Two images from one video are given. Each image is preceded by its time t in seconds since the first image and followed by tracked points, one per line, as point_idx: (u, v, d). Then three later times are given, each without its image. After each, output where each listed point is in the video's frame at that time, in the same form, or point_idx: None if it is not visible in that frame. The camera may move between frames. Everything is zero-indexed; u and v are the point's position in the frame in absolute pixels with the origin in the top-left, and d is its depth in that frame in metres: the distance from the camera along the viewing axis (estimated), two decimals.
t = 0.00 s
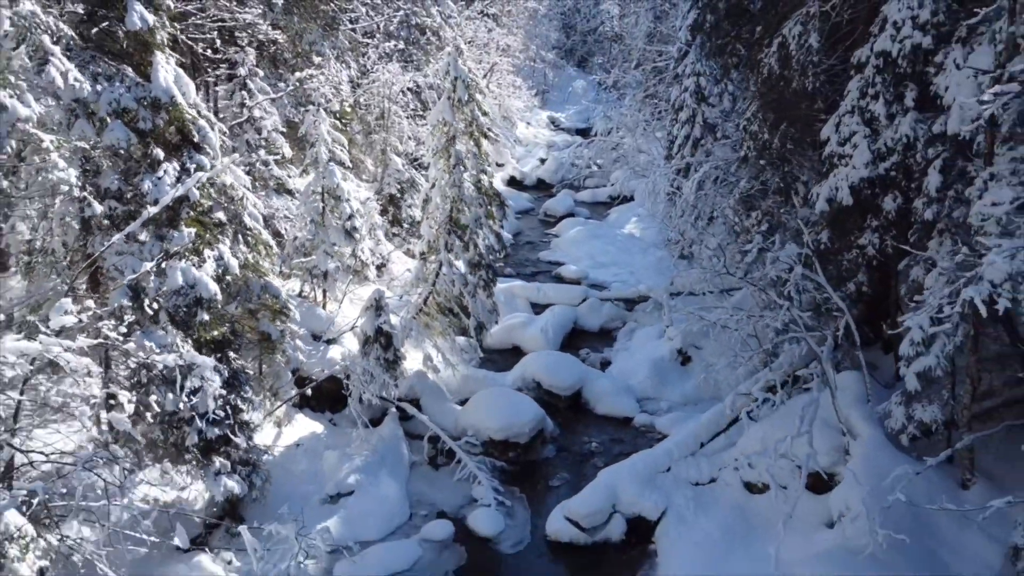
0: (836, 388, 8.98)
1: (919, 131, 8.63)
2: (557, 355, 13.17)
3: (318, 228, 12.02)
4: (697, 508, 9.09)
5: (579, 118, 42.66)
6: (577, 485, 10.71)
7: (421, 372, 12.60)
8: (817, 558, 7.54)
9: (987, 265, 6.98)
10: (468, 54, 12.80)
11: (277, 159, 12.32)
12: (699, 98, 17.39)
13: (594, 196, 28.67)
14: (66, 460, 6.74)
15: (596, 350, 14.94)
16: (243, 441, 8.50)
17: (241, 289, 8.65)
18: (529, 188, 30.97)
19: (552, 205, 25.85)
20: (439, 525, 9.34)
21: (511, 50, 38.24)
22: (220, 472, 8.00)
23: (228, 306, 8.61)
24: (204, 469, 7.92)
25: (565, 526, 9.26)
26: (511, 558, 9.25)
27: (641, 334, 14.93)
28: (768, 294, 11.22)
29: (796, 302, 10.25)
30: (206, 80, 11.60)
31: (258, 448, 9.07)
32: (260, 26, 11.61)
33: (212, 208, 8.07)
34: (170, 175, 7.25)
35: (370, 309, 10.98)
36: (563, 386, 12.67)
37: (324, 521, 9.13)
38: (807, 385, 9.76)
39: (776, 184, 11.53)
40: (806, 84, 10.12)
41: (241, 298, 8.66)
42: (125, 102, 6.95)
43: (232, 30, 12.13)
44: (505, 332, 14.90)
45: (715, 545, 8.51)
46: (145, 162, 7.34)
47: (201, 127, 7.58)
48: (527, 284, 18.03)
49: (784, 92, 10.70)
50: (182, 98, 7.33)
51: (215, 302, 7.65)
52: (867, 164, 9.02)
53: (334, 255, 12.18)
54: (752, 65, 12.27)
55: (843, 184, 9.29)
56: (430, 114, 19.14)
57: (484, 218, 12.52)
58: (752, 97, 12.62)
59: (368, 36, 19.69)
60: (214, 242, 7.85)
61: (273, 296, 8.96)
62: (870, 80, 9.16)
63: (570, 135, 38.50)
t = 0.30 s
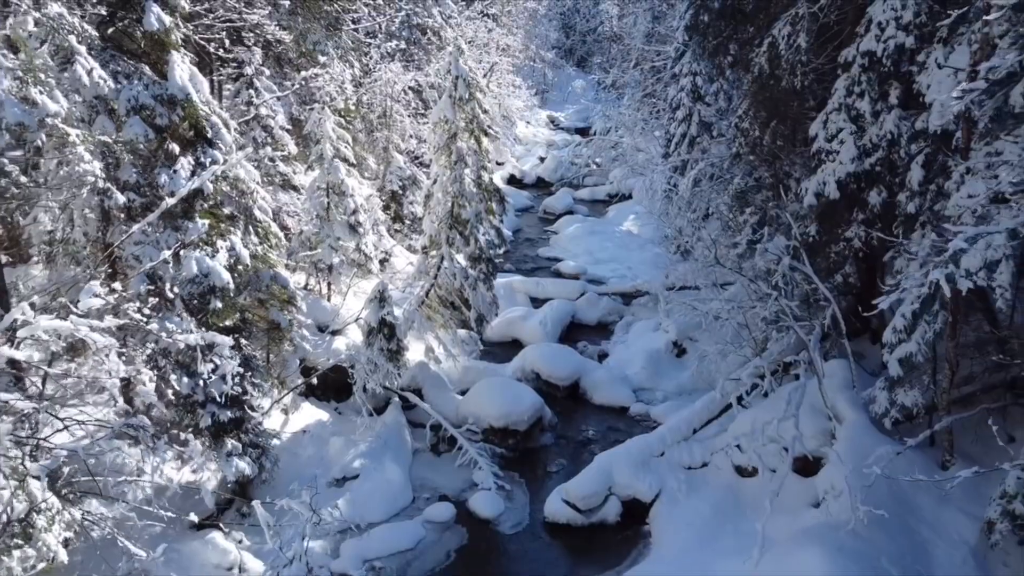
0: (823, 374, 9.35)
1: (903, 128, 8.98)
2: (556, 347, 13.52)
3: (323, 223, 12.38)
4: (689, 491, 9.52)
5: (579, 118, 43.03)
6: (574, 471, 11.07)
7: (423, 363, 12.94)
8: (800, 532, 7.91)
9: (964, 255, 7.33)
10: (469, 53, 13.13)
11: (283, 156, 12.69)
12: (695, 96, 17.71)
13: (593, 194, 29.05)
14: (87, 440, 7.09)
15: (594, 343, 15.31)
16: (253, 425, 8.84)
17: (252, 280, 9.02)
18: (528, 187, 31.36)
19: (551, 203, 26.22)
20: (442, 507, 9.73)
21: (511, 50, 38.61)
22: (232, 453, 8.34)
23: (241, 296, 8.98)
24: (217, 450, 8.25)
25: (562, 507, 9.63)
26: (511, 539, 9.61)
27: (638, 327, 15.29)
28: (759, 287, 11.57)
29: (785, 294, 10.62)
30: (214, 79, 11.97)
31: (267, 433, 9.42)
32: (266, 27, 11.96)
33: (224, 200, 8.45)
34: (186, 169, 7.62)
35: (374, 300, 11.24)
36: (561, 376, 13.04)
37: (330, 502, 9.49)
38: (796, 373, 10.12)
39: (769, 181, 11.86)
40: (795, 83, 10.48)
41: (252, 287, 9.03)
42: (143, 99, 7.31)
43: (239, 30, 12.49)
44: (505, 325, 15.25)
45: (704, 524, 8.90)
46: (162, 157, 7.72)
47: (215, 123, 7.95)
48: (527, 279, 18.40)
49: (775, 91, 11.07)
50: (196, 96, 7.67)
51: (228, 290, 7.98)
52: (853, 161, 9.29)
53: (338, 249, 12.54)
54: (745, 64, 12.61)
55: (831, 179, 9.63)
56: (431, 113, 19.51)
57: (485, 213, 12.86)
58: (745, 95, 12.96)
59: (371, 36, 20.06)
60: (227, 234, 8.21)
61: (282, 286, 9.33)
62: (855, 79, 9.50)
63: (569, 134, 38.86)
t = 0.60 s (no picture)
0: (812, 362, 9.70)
1: (888, 125, 9.35)
2: (554, 339, 13.87)
3: (328, 218, 12.74)
4: (682, 475, 9.86)
5: (578, 117, 43.38)
6: (572, 458, 11.43)
7: (425, 354, 13.28)
8: (788, 511, 8.24)
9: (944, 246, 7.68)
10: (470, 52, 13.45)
11: (289, 153, 13.05)
12: (692, 95, 18.00)
13: (592, 192, 29.40)
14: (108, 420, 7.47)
15: (592, 336, 15.67)
16: (263, 410, 9.18)
17: (262, 271, 9.37)
18: (528, 185, 31.73)
19: (550, 201, 26.58)
20: (443, 491, 10.10)
21: (510, 50, 38.96)
22: (243, 437, 8.75)
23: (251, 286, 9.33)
24: (228, 434, 8.65)
25: (560, 491, 9.98)
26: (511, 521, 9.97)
27: (635, 320, 15.64)
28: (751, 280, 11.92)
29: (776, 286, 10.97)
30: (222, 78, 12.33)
31: (276, 419, 9.76)
32: (273, 27, 12.31)
33: (236, 194, 8.81)
34: (200, 164, 7.99)
35: (377, 293, 11.55)
36: (560, 368, 13.39)
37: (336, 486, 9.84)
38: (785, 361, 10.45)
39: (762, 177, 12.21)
40: (785, 82, 10.83)
41: (262, 278, 9.38)
42: (159, 97, 7.68)
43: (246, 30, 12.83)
44: (505, 319, 15.60)
45: (697, 506, 9.21)
46: (177, 152, 8.09)
47: (227, 120, 8.31)
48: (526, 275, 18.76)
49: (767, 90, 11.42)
50: (210, 94, 8.03)
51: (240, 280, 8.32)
52: (841, 156, 9.67)
53: (343, 243, 12.90)
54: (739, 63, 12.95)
55: (819, 174, 9.98)
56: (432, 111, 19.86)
57: (485, 208, 13.21)
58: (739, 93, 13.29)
59: (373, 36, 20.41)
60: (238, 226, 8.57)
61: (290, 278, 9.68)
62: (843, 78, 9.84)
63: (569, 133, 39.22)
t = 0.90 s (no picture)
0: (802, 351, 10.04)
1: (875, 122, 9.67)
2: (553, 332, 14.21)
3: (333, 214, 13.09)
4: (676, 459, 10.23)
5: (578, 116, 43.71)
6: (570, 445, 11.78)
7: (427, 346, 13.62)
8: (776, 492, 8.59)
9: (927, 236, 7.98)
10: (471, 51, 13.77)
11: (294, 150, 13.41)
12: (689, 94, 18.25)
13: (592, 190, 29.75)
14: (126, 403, 7.84)
15: (590, 329, 16.02)
16: (271, 397, 9.52)
17: (271, 263, 9.72)
18: (528, 183, 32.09)
19: (550, 198, 26.93)
20: (445, 475, 10.46)
21: (510, 49, 39.30)
22: (254, 421, 9.02)
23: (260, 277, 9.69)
24: (238, 418, 8.89)
25: (559, 476, 10.34)
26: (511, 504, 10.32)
27: (632, 314, 15.99)
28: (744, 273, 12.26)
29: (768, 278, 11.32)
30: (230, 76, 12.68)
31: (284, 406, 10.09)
32: (279, 27, 12.65)
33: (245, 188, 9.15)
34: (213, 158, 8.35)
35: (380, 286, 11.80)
36: (559, 359, 13.74)
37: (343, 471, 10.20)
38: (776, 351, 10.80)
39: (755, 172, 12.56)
40: (777, 81, 11.16)
41: (271, 270, 9.72)
42: (175, 94, 8.03)
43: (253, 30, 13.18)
44: (505, 313, 15.95)
45: (691, 488, 9.56)
46: (191, 147, 8.45)
47: (238, 117, 8.66)
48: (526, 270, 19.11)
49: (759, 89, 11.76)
50: (223, 92, 8.38)
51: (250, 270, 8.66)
52: (829, 152, 10.02)
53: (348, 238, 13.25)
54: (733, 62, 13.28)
55: (809, 170, 10.33)
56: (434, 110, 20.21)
57: (486, 204, 13.54)
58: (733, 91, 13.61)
59: (376, 36, 20.75)
60: (249, 219, 8.91)
61: (298, 269, 10.02)
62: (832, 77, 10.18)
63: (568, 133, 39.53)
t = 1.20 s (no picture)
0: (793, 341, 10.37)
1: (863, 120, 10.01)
2: (553, 325, 14.56)
3: (338, 209, 13.48)
4: (672, 445, 10.58)
5: (578, 116, 44.06)
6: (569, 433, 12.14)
7: (430, 338, 13.96)
8: (766, 474, 8.94)
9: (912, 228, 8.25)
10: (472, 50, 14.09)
11: (300, 147, 13.77)
12: (685, 94, 18.11)
13: (591, 188, 30.09)
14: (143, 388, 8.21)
15: (588, 323, 16.38)
16: (281, 384, 9.84)
17: (280, 255, 10.06)
18: (528, 182, 32.46)
19: (549, 196, 27.30)
20: (447, 461, 10.82)
21: (510, 49, 39.69)
22: (264, 406, 9.28)
23: (272, 269, 10.05)
24: (250, 404, 9.22)
25: (558, 461, 10.68)
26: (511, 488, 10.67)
27: (629, 308, 16.36)
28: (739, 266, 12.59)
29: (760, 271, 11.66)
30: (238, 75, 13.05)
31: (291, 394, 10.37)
32: (286, 27, 13.02)
33: (257, 183, 9.50)
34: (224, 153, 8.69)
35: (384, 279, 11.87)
36: (558, 351, 14.10)
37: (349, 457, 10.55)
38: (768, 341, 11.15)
39: (749, 168, 12.88)
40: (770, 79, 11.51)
41: (282, 261, 10.06)
42: (189, 92, 8.39)
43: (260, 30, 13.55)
44: (505, 307, 16.31)
45: (686, 472, 9.91)
46: (205, 143, 8.83)
47: (249, 114, 8.99)
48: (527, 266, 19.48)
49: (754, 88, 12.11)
50: (235, 89, 8.74)
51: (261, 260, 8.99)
52: (819, 149, 10.37)
53: (352, 233, 13.64)
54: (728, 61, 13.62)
55: (799, 166, 10.68)
56: (435, 108, 20.58)
57: (486, 200, 13.88)
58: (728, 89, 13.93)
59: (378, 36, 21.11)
60: (259, 212, 9.25)
61: (305, 261, 10.37)
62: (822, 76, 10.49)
63: (568, 132, 39.95)
